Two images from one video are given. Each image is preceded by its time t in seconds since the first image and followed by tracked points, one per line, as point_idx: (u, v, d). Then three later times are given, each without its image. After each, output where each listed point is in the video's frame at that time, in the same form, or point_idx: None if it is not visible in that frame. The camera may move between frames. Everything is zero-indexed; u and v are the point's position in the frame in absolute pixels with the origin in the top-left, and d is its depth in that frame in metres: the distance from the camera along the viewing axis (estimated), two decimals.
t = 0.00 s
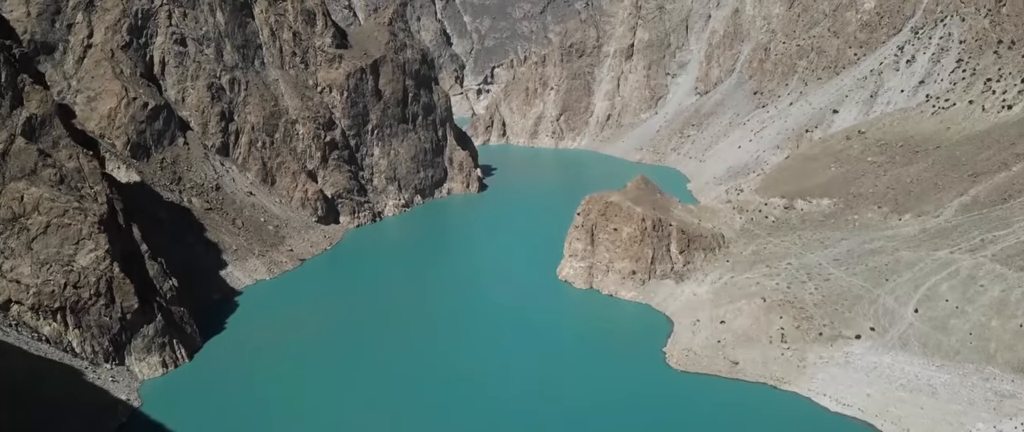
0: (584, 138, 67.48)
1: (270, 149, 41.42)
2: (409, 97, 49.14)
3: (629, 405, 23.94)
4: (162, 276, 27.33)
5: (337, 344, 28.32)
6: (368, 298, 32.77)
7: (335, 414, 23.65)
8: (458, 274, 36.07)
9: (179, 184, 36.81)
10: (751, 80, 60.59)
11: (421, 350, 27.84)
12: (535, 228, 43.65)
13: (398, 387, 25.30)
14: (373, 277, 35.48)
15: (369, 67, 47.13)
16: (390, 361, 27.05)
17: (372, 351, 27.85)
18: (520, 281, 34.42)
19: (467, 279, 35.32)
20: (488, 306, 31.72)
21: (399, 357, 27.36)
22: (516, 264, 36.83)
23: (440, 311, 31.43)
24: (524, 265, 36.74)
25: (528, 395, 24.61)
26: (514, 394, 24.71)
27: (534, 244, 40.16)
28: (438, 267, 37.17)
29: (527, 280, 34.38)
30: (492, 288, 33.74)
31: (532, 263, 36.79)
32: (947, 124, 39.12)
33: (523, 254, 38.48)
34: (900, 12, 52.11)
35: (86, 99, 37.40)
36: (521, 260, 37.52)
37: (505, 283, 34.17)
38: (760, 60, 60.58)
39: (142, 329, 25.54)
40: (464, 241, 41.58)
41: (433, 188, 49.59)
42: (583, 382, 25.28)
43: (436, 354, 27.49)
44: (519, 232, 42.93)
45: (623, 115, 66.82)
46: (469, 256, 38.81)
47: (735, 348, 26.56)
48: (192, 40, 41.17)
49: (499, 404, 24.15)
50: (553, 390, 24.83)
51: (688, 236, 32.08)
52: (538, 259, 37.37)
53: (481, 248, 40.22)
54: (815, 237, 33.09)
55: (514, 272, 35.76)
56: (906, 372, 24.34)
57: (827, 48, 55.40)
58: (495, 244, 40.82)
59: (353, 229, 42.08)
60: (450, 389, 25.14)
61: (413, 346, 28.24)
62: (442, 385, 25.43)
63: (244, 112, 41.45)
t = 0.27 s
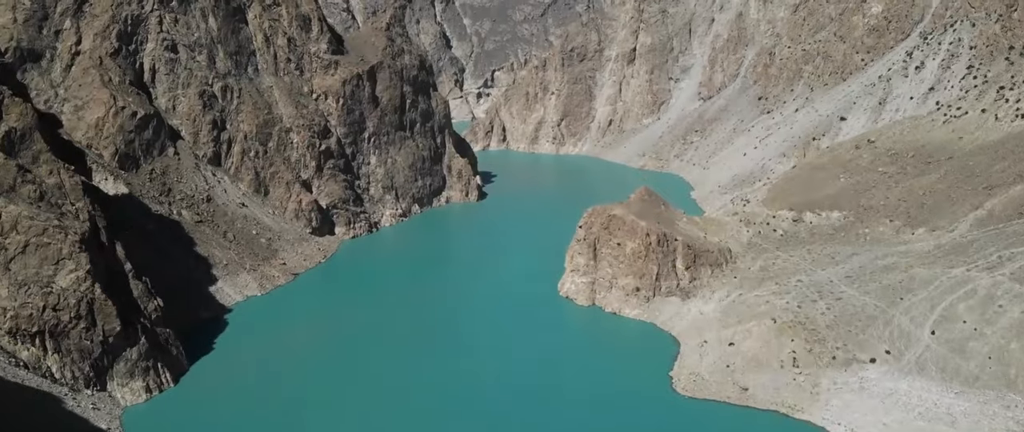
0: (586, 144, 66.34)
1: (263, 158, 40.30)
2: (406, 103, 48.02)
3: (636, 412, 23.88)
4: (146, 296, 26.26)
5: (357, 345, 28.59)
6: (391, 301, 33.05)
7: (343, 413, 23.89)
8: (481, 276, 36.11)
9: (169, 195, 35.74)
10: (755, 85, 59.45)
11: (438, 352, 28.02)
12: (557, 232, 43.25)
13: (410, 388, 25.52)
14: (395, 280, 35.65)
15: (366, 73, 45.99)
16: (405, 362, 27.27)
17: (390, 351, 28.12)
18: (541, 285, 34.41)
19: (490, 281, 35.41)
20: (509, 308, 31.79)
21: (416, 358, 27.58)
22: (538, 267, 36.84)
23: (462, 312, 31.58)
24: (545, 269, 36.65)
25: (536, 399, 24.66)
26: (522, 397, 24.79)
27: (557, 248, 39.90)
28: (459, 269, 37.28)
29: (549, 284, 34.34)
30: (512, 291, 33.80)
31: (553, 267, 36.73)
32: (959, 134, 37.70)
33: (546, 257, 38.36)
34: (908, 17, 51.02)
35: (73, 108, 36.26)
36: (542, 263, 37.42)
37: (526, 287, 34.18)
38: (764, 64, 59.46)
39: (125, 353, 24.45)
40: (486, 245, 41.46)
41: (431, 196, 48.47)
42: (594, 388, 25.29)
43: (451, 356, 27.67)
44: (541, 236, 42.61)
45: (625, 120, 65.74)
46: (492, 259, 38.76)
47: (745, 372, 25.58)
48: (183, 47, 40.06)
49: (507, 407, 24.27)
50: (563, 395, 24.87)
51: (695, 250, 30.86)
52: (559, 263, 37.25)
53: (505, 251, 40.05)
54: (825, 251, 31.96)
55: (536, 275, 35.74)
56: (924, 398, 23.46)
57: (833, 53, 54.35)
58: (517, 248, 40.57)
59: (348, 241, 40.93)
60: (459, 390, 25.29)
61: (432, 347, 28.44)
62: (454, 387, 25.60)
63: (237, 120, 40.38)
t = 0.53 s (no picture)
0: (587, 149, 65.21)
1: (255, 168, 39.22)
2: (403, 110, 46.91)
3: (634, 418, 24.26)
4: (129, 318, 25.23)
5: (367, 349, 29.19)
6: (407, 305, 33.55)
7: (339, 423, 24.16)
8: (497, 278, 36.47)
9: (157, 208, 34.70)
10: (759, 90, 58.32)
11: (448, 356, 28.57)
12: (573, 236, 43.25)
13: (415, 390, 26.18)
14: (411, 284, 36.11)
15: (362, 80, 44.86)
16: (412, 366, 27.87)
17: (402, 355, 28.74)
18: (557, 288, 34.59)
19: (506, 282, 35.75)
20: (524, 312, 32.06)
21: (424, 362, 28.11)
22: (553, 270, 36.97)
23: (476, 315, 32.06)
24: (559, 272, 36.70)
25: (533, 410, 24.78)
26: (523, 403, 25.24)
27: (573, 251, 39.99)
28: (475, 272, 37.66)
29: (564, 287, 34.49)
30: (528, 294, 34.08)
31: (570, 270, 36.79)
32: (973, 144, 36.43)
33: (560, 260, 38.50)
34: (917, 21, 49.91)
35: (59, 118, 35.19)
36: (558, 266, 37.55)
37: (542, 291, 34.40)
38: (768, 69, 58.37)
39: (105, 379, 23.42)
40: (500, 247, 41.72)
41: (428, 205, 47.36)
42: (594, 393, 25.69)
43: (459, 359, 28.17)
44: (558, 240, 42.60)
45: (627, 126, 64.69)
46: (508, 261, 38.98)
47: (755, 398, 24.52)
48: (173, 54, 38.99)
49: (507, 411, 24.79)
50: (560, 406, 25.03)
51: (701, 266, 29.77)
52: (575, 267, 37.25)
53: (520, 253, 40.28)
54: (835, 267, 30.88)
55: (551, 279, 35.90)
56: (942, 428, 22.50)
57: (840, 58, 53.32)
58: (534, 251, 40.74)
59: (343, 253, 39.79)
60: (461, 395, 25.84)
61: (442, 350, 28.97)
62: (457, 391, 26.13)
63: (229, 129, 39.33)
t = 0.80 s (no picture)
0: (588, 155, 64.12)
1: (248, 178, 38.11)
2: (401, 117, 45.79)
3: (631, 426, 24.03)
4: (111, 341, 24.25)
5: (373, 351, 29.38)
6: (417, 310, 33.64)
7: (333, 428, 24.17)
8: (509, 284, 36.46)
9: (146, 220, 33.63)
10: (764, 95, 57.19)
11: (454, 359, 28.71)
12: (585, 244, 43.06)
13: (411, 396, 26.13)
14: (421, 289, 36.21)
15: (358, 86, 43.73)
16: (414, 368, 28.04)
17: (409, 357, 28.93)
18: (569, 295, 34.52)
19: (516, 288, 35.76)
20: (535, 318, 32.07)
21: (430, 364, 28.26)
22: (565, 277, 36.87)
23: (485, 321, 32.10)
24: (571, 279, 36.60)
25: (528, 417, 24.68)
26: (522, 406, 25.28)
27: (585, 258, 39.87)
28: (486, 278, 37.72)
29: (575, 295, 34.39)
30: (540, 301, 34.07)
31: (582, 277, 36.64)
32: (986, 153, 35.23)
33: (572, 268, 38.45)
34: (925, 26, 48.80)
35: (44, 127, 34.14)
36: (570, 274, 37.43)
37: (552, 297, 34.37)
38: (773, 73, 57.22)
39: (86, 405, 22.32)
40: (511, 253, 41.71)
41: (426, 214, 46.24)
42: (592, 401, 25.42)
43: (462, 363, 28.30)
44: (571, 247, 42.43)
45: (629, 131, 63.61)
46: (520, 268, 38.96)
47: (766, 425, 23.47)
48: (163, 60, 37.91)
49: (505, 414, 24.89)
50: (556, 411, 24.92)
51: (708, 284, 28.71)
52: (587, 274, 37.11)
53: (532, 260, 40.22)
54: (847, 284, 29.77)
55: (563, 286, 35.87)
56: None
57: (847, 63, 52.24)
58: (546, 258, 40.65)
59: (338, 265, 38.60)
60: (458, 401, 25.77)
61: (448, 354, 29.13)
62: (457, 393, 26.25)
63: (221, 138, 38.25)
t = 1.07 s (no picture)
0: (589, 161, 63.00)
1: (239, 188, 36.99)
2: (398, 124, 44.64)
3: None
4: (92, 366, 23.21)
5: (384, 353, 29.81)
6: (431, 313, 33.93)
7: None
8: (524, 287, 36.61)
9: (133, 234, 32.56)
10: (768, 100, 56.05)
11: (464, 361, 29.02)
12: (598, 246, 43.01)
13: (409, 405, 26.12)
14: (434, 291, 36.53)
15: (354, 93, 42.58)
16: (413, 375, 28.09)
17: (408, 364, 28.94)
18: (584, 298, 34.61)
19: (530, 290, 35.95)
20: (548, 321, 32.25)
21: (439, 367, 28.59)
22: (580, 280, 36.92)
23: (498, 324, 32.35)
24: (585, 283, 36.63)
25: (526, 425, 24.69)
26: (524, 408, 25.56)
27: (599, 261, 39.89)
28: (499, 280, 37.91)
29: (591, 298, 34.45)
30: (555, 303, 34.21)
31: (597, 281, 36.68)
32: (1001, 163, 34.09)
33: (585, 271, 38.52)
34: (934, 30, 47.70)
35: (29, 138, 33.14)
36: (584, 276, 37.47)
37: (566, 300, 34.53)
38: (778, 78, 56.05)
39: None
40: (523, 256, 41.87)
41: (424, 223, 45.08)
42: (589, 413, 25.16)
43: (461, 370, 28.30)
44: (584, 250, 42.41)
45: (630, 136, 62.50)
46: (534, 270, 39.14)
47: None
48: (153, 67, 36.85)
49: (501, 424, 24.85)
50: (552, 420, 24.88)
51: (715, 302, 27.53)
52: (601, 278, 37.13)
53: (546, 264, 40.36)
54: (860, 302, 28.61)
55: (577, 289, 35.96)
56: None
57: (854, 68, 51.14)
58: (560, 261, 40.77)
59: (332, 278, 37.41)
60: (454, 409, 25.76)
61: (458, 356, 29.46)
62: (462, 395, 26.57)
63: (212, 147, 37.17)
